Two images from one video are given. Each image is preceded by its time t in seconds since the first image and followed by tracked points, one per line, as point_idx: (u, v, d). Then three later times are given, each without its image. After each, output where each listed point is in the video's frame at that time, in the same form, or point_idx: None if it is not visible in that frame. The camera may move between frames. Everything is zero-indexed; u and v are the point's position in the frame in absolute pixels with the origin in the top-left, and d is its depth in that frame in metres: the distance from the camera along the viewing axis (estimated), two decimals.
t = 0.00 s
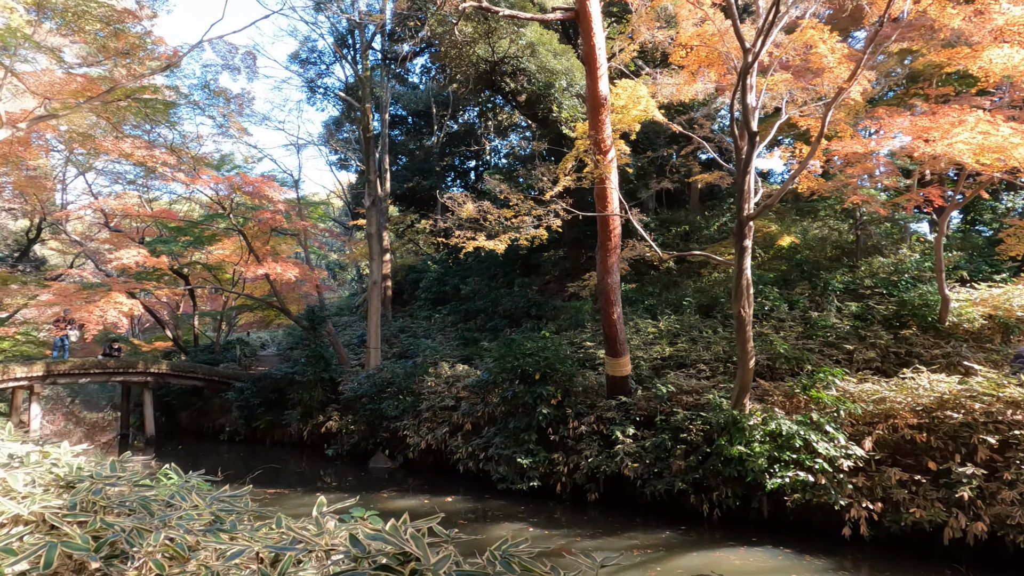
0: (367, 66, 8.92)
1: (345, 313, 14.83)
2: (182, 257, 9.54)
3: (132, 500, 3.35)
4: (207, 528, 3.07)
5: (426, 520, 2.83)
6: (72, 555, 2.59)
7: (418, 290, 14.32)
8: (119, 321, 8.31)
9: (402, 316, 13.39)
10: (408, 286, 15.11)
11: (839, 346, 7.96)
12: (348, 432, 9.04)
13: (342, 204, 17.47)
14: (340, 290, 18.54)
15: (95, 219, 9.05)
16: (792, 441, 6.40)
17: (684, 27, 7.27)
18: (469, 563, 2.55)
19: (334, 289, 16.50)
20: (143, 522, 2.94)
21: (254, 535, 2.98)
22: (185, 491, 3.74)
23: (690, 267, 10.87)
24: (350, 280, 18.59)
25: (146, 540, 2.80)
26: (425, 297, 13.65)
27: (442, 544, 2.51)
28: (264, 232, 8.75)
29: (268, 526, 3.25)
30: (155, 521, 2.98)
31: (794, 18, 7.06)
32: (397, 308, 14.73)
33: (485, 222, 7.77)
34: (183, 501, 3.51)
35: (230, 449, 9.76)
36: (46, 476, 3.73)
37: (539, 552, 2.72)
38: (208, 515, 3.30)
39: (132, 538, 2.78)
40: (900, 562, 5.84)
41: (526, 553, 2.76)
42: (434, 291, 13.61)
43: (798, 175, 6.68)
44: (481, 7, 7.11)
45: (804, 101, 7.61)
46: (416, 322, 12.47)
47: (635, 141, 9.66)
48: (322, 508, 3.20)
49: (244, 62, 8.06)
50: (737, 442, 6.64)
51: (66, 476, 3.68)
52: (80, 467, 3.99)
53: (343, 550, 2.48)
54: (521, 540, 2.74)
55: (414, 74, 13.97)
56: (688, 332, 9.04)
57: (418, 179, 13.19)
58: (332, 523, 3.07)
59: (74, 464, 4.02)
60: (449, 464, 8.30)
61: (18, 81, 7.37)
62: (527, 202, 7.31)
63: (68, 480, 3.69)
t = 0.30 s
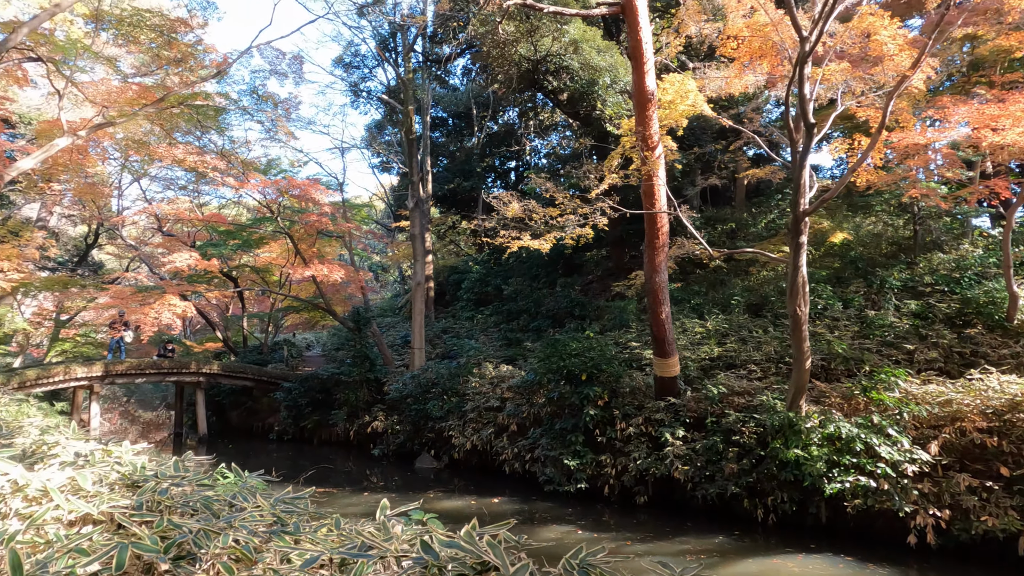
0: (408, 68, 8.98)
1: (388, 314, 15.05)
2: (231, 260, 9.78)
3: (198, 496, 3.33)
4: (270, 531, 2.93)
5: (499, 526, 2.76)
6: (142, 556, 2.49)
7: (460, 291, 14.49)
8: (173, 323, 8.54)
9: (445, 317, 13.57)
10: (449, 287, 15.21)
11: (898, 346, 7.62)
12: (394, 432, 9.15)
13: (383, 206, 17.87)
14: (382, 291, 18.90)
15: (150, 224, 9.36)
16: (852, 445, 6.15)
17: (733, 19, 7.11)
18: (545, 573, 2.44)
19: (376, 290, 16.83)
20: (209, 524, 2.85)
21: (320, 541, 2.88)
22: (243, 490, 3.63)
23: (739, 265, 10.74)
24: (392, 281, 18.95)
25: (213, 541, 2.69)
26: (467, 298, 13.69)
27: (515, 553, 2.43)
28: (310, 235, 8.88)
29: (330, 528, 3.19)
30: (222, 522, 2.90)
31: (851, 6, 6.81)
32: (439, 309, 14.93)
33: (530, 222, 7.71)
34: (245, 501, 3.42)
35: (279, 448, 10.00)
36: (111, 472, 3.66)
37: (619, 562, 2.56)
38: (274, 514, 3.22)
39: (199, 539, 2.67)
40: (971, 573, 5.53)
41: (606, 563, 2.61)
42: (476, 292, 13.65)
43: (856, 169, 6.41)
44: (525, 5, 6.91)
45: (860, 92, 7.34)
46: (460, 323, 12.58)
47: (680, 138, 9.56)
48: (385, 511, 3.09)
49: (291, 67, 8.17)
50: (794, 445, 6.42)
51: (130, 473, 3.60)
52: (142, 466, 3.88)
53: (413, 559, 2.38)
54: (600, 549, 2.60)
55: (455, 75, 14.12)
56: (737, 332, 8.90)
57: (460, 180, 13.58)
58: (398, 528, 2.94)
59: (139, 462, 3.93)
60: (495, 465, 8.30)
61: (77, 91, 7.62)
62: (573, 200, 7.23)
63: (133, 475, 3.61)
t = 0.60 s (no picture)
0: (449, 69, 9.02)
1: (428, 314, 15.29)
2: (275, 263, 9.96)
3: (261, 499, 2.96)
4: (335, 536, 2.51)
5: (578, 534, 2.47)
6: (214, 565, 2.09)
7: (500, 291, 14.78)
8: (222, 324, 8.71)
9: (486, 317, 13.87)
10: (490, 287, 15.52)
11: (959, 346, 7.24)
12: (437, 432, 9.26)
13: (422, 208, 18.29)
14: (422, 292, 19.31)
15: (198, 228, 9.60)
16: (915, 450, 5.87)
17: (784, 11, 6.99)
18: None
19: (417, 290, 17.20)
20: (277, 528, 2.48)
21: (392, 548, 2.46)
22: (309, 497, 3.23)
23: (786, 264, 10.63)
24: (431, 282, 19.34)
25: (285, 550, 2.27)
26: (507, 298, 14.02)
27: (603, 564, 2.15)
28: (353, 237, 8.99)
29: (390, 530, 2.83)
30: (290, 529, 2.49)
31: None
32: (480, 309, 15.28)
33: (574, 221, 7.61)
34: (309, 507, 3.02)
35: (325, 447, 10.26)
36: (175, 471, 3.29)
37: None
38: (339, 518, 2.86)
39: (269, 547, 2.27)
40: None
41: None
42: (516, 293, 13.94)
43: (919, 161, 6.09)
44: None
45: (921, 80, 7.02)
46: (501, 323, 12.82)
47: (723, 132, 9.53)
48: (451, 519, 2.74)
49: (335, 71, 8.26)
50: (852, 449, 6.18)
51: (193, 474, 3.22)
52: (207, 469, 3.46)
53: (493, 572, 2.04)
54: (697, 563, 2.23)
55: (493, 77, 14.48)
56: (787, 331, 8.67)
57: (498, 181, 13.75)
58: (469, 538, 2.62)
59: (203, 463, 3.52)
60: (539, 466, 8.28)
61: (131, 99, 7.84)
62: (619, 199, 7.08)
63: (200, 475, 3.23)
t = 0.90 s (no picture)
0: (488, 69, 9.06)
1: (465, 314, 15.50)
2: (316, 264, 10.15)
3: (316, 497, 2.73)
4: (399, 542, 2.32)
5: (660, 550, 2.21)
6: (281, 571, 1.97)
7: (540, 291, 15.23)
8: (267, 324, 8.87)
9: (525, 317, 14.46)
10: (528, 287, 16.05)
11: None
12: (478, 433, 9.43)
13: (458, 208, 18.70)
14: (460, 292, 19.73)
15: (241, 230, 9.84)
16: (981, 454, 5.58)
17: None
18: None
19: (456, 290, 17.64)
20: (339, 532, 2.28)
21: (454, 556, 2.26)
22: (364, 496, 2.87)
23: (834, 260, 10.40)
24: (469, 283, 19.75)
25: (350, 555, 2.09)
26: (546, 298, 14.52)
27: None
28: (393, 238, 9.09)
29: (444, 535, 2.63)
30: (353, 533, 2.30)
31: None
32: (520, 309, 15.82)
33: (617, 219, 7.54)
34: (368, 509, 2.72)
35: (367, 447, 10.55)
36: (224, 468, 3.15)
37: None
38: (405, 525, 2.59)
39: (333, 550, 2.09)
40: None
41: None
42: (555, 293, 14.41)
43: (985, 152, 5.76)
44: None
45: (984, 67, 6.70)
46: (539, 323, 13.35)
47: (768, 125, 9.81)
48: (517, 526, 2.57)
49: (376, 73, 8.34)
50: (912, 453, 5.91)
51: (251, 474, 2.96)
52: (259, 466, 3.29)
53: None
54: None
55: (530, 74, 14.68)
56: (838, 331, 8.42)
57: (535, 181, 14.13)
58: (538, 544, 2.36)
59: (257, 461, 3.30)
60: (582, 468, 8.32)
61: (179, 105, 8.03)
62: (663, 196, 6.94)
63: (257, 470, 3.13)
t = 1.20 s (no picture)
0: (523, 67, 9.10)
1: (499, 313, 15.63)
2: (351, 263, 10.28)
3: (361, 491, 2.42)
4: (454, 545, 2.05)
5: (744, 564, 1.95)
6: None
7: (575, 290, 15.63)
8: (304, 323, 9.02)
9: (560, 317, 14.89)
10: (562, 286, 16.51)
11: None
12: (514, 432, 9.51)
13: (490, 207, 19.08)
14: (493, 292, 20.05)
15: (278, 231, 10.03)
16: None
17: None
18: None
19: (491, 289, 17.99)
20: (392, 534, 2.03)
21: (513, 565, 1.98)
22: (413, 496, 2.52)
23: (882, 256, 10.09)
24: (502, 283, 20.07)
25: (406, 560, 1.87)
26: (581, 297, 14.97)
27: None
28: (428, 237, 9.13)
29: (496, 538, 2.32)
30: (405, 536, 2.03)
31: None
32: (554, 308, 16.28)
33: (658, 215, 7.42)
34: (418, 509, 2.38)
35: (404, 446, 10.75)
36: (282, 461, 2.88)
37: None
38: (458, 530, 2.25)
39: (387, 554, 1.87)
40: None
41: None
42: (590, 292, 14.85)
43: None
44: None
45: None
46: (574, 322, 13.65)
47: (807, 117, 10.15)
48: (577, 531, 2.27)
49: (412, 71, 8.41)
50: (972, 456, 5.62)
51: (300, 472, 2.64)
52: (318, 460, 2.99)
53: None
54: None
55: (563, 71, 14.89)
56: (887, 329, 8.13)
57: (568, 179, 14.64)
58: (607, 553, 2.07)
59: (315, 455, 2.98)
60: (621, 469, 8.30)
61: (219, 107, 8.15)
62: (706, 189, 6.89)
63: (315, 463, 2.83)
